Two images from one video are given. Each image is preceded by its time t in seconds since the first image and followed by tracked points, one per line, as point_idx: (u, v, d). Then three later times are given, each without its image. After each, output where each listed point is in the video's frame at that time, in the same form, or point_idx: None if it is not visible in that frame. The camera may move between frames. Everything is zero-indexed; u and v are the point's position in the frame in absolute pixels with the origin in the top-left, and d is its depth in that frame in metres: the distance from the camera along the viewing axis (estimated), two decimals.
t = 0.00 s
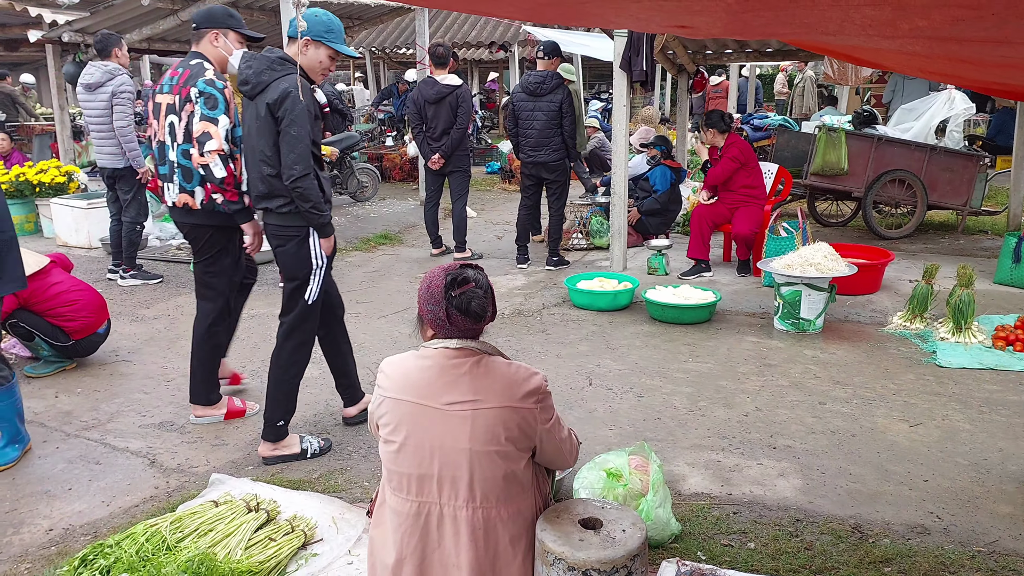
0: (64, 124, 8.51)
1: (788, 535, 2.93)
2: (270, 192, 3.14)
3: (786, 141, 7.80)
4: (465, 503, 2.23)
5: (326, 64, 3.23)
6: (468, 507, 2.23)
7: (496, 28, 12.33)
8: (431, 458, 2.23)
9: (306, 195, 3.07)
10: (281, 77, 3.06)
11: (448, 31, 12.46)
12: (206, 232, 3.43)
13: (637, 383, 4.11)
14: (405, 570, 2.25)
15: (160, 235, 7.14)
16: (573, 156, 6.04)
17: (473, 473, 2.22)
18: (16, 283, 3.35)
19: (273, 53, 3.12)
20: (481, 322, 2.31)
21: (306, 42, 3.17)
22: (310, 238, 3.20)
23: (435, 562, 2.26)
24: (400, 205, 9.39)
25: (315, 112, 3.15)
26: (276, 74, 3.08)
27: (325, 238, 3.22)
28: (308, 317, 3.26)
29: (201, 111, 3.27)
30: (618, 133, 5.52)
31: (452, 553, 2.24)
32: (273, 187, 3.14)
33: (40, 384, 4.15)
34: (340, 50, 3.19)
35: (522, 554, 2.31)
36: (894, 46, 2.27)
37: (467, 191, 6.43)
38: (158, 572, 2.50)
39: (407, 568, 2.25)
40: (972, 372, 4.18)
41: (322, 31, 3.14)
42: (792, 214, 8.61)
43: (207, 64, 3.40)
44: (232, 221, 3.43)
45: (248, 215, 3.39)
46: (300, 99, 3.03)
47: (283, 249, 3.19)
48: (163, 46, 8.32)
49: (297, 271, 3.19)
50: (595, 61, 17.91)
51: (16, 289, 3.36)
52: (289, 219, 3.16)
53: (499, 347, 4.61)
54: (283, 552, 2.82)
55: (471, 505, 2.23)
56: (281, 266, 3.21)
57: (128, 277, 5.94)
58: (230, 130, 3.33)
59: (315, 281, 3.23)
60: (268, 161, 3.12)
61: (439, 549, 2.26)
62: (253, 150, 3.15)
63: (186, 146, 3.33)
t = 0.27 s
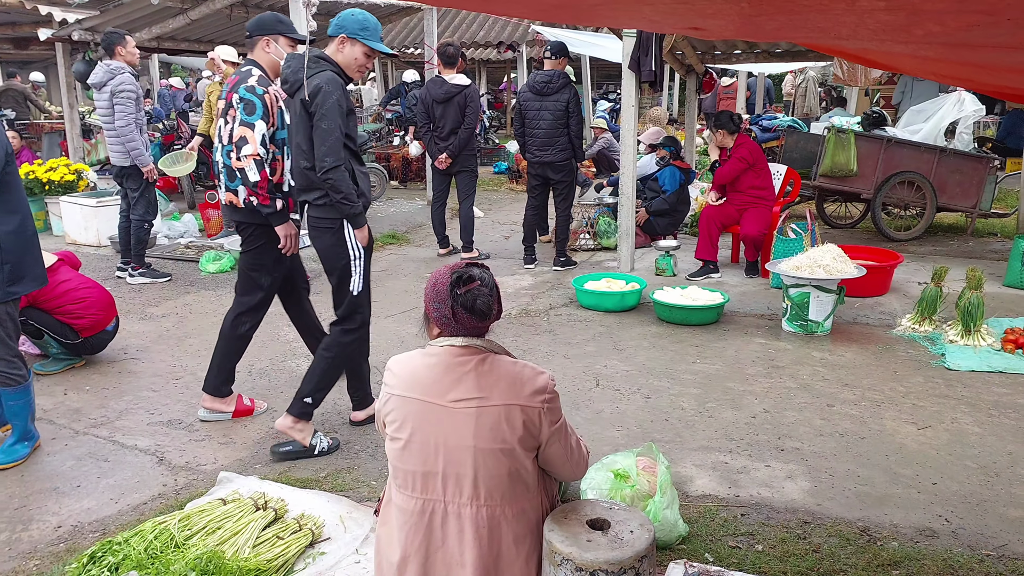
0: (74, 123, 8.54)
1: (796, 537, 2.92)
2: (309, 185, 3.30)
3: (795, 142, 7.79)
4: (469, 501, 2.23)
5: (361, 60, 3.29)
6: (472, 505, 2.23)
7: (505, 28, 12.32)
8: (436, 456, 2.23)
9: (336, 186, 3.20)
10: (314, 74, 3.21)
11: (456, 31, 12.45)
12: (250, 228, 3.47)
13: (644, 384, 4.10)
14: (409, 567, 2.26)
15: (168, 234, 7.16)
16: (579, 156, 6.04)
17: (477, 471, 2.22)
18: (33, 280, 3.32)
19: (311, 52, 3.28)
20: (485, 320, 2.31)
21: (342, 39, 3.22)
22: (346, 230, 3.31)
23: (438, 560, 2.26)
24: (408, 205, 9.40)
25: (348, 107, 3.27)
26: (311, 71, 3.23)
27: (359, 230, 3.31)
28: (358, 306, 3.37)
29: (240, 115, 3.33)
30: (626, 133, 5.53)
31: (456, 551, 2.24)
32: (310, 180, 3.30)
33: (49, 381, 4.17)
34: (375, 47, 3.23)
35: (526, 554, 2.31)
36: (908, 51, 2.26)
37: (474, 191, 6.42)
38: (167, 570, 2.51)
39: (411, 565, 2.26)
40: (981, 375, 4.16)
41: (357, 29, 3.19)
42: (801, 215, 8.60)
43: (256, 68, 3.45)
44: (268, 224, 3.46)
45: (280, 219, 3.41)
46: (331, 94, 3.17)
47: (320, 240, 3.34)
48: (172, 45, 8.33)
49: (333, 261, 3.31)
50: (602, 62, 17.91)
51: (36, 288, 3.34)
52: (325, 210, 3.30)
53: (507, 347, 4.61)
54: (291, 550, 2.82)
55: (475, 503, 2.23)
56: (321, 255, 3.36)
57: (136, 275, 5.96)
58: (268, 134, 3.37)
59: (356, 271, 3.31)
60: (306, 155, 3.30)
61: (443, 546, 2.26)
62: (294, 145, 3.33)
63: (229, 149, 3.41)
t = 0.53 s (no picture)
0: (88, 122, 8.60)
1: (808, 539, 2.90)
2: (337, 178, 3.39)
3: (807, 142, 7.77)
4: (477, 498, 2.23)
5: (389, 59, 3.37)
6: (480, 502, 2.23)
7: (516, 28, 12.32)
8: (446, 452, 2.24)
9: (362, 179, 3.30)
10: (343, 72, 3.32)
11: (467, 31, 12.46)
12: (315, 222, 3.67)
13: (655, 384, 4.09)
14: (417, 563, 2.26)
15: (181, 233, 7.20)
16: (588, 155, 6.00)
17: (486, 468, 2.21)
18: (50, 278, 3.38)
19: (341, 51, 3.40)
20: (498, 317, 2.33)
21: (370, 38, 3.31)
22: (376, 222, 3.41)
23: (445, 557, 2.26)
24: (418, 205, 9.41)
25: (374, 103, 3.37)
26: (340, 69, 3.34)
27: (387, 220, 3.40)
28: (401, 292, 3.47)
29: (281, 105, 3.72)
30: (638, 133, 5.51)
31: (463, 548, 2.24)
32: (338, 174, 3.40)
33: (62, 379, 4.19)
34: (401, 47, 3.29)
35: (535, 554, 2.30)
36: (923, 50, 2.25)
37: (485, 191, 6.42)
38: (179, 567, 2.53)
39: (419, 562, 2.26)
40: (994, 377, 4.13)
41: (386, 29, 3.26)
42: (813, 216, 8.57)
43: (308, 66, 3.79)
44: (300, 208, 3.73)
45: (303, 204, 3.64)
46: (356, 90, 3.27)
47: (354, 233, 3.41)
48: (185, 45, 8.37)
49: (367, 251, 3.41)
50: (613, 62, 17.88)
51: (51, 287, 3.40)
52: (353, 203, 3.37)
53: (517, 347, 4.61)
54: (302, 548, 2.83)
55: (483, 501, 2.23)
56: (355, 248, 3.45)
57: (149, 274, 6.00)
58: (303, 122, 3.71)
59: (391, 259, 3.44)
60: (334, 150, 3.41)
61: (451, 543, 2.26)
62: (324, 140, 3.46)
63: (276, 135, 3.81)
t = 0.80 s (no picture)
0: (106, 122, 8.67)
1: (825, 540, 2.89)
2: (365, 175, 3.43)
3: (824, 142, 7.72)
4: (496, 497, 2.23)
5: (417, 58, 3.42)
6: (499, 501, 2.23)
7: (531, 27, 12.30)
8: (464, 450, 2.24)
9: (390, 175, 3.33)
10: (373, 70, 3.35)
11: (482, 30, 12.45)
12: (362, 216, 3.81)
13: (671, 384, 4.08)
14: (435, 561, 2.26)
15: (197, 231, 7.25)
16: (603, 154, 6.00)
17: (505, 467, 2.21)
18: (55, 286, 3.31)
19: (372, 50, 3.44)
20: (518, 315, 2.33)
21: (400, 37, 3.37)
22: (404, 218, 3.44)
23: (464, 555, 2.27)
24: (433, 204, 9.42)
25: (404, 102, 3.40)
26: (370, 67, 3.38)
27: (415, 215, 3.44)
28: (426, 287, 3.52)
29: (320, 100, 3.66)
30: (654, 130, 5.51)
31: (482, 547, 2.25)
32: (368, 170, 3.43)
33: (81, 376, 4.24)
34: (430, 47, 3.35)
35: (553, 553, 2.30)
36: (945, 47, 2.23)
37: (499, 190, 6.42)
38: (197, 563, 2.54)
39: (438, 559, 2.26)
40: (1014, 378, 4.08)
41: (415, 28, 3.32)
42: (831, 215, 8.52)
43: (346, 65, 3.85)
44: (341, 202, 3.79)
45: (341, 198, 3.70)
46: (386, 88, 3.29)
47: (380, 228, 3.45)
48: (202, 45, 8.42)
49: (395, 247, 3.44)
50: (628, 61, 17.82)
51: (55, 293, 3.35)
52: (381, 199, 3.42)
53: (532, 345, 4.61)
54: (318, 545, 2.84)
55: (501, 499, 2.23)
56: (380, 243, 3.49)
57: (166, 272, 6.05)
58: (340, 119, 3.64)
59: (418, 255, 3.46)
60: (363, 146, 3.45)
61: (469, 541, 2.27)
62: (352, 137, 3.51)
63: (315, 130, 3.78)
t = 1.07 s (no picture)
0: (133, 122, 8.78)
1: (849, 544, 2.86)
2: (408, 178, 3.43)
3: (849, 141, 7.64)
4: (523, 497, 2.23)
5: (452, 59, 3.47)
6: (527, 501, 2.23)
7: (553, 27, 12.29)
8: (490, 452, 2.24)
9: (436, 177, 3.35)
10: (415, 73, 3.38)
11: (504, 29, 12.47)
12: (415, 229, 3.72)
13: (693, 385, 4.06)
14: (464, 563, 2.27)
15: (222, 230, 7.31)
16: (625, 153, 5.96)
17: (532, 468, 2.21)
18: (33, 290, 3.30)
19: (409, 53, 3.47)
20: (541, 316, 2.32)
21: (436, 39, 3.41)
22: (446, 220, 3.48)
23: (493, 556, 2.27)
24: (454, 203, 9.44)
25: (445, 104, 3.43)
26: (411, 71, 3.41)
27: (457, 217, 3.49)
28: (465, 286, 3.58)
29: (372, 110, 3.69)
30: (677, 131, 5.50)
31: (511, 547, 2.25)
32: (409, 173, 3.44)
33: (110, 371, 4.30)
34: (466, 47, 3.39)
35: (581, 552, 2.30)
36: (977, 45, 2.20)
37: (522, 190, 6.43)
38: (222, 557, 2.56)
39: (466, 560, 2.27)
40: None
41: (451, 29, 3.36)
42: (856, 215, 8.44)
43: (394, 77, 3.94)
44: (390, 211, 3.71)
45: (392, 206, 3.59)
46: (430, 92, 3.34)
47: (423, 229, 3.47)
48: (227, 45, 8.50)
49: (437, 248, 3.48)
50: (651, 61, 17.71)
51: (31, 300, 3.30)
52: (424, 201, 3.44)
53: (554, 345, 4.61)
54: (341, 542, 2.86)
55: (529, 500, 2.23)
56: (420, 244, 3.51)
57: (193, 270, 6.11)
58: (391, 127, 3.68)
59: (460, 257, 3.52)
60: (405, 150, 3.44)
61: (498, 542, 2.27)
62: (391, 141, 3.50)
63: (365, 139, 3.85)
